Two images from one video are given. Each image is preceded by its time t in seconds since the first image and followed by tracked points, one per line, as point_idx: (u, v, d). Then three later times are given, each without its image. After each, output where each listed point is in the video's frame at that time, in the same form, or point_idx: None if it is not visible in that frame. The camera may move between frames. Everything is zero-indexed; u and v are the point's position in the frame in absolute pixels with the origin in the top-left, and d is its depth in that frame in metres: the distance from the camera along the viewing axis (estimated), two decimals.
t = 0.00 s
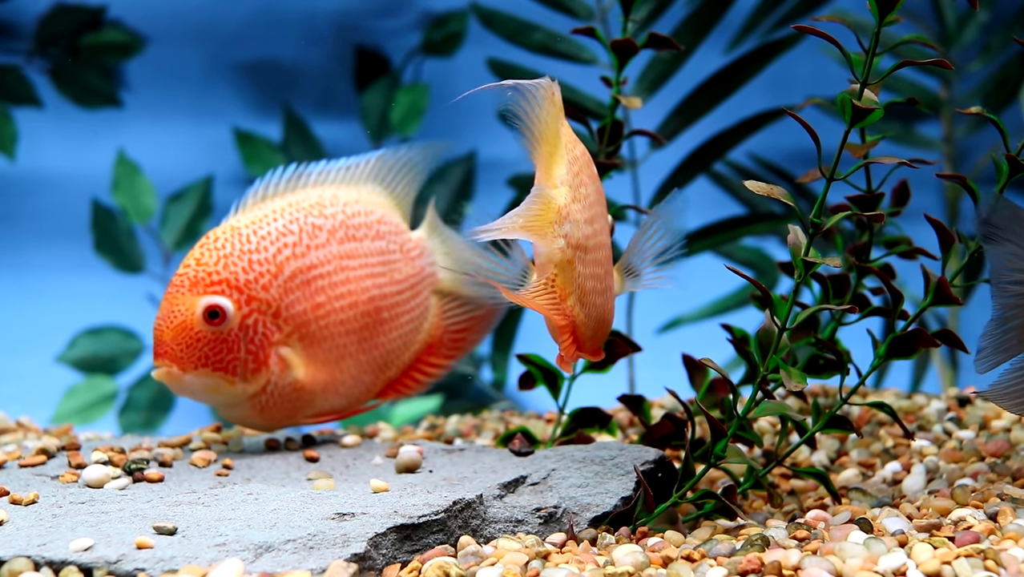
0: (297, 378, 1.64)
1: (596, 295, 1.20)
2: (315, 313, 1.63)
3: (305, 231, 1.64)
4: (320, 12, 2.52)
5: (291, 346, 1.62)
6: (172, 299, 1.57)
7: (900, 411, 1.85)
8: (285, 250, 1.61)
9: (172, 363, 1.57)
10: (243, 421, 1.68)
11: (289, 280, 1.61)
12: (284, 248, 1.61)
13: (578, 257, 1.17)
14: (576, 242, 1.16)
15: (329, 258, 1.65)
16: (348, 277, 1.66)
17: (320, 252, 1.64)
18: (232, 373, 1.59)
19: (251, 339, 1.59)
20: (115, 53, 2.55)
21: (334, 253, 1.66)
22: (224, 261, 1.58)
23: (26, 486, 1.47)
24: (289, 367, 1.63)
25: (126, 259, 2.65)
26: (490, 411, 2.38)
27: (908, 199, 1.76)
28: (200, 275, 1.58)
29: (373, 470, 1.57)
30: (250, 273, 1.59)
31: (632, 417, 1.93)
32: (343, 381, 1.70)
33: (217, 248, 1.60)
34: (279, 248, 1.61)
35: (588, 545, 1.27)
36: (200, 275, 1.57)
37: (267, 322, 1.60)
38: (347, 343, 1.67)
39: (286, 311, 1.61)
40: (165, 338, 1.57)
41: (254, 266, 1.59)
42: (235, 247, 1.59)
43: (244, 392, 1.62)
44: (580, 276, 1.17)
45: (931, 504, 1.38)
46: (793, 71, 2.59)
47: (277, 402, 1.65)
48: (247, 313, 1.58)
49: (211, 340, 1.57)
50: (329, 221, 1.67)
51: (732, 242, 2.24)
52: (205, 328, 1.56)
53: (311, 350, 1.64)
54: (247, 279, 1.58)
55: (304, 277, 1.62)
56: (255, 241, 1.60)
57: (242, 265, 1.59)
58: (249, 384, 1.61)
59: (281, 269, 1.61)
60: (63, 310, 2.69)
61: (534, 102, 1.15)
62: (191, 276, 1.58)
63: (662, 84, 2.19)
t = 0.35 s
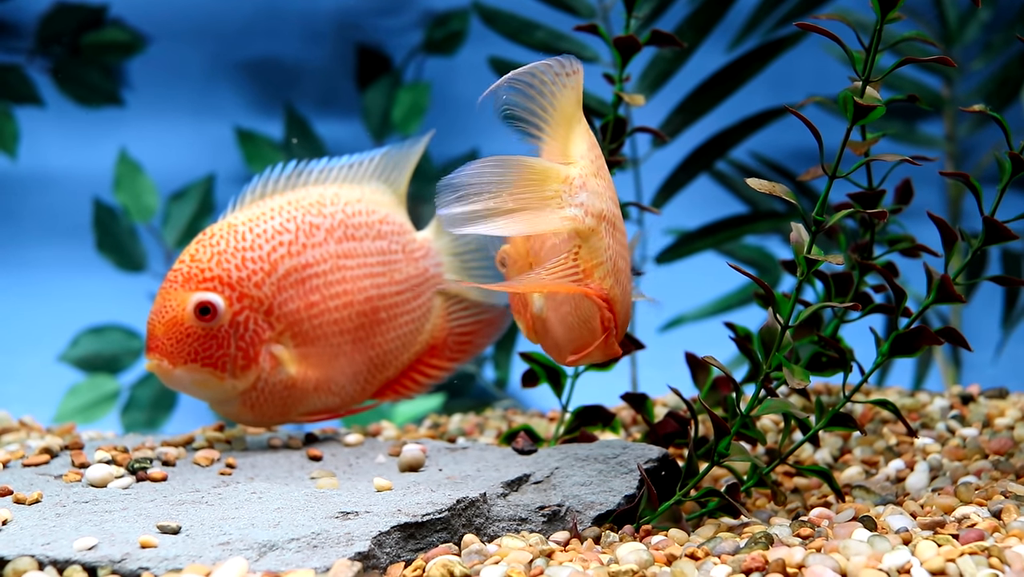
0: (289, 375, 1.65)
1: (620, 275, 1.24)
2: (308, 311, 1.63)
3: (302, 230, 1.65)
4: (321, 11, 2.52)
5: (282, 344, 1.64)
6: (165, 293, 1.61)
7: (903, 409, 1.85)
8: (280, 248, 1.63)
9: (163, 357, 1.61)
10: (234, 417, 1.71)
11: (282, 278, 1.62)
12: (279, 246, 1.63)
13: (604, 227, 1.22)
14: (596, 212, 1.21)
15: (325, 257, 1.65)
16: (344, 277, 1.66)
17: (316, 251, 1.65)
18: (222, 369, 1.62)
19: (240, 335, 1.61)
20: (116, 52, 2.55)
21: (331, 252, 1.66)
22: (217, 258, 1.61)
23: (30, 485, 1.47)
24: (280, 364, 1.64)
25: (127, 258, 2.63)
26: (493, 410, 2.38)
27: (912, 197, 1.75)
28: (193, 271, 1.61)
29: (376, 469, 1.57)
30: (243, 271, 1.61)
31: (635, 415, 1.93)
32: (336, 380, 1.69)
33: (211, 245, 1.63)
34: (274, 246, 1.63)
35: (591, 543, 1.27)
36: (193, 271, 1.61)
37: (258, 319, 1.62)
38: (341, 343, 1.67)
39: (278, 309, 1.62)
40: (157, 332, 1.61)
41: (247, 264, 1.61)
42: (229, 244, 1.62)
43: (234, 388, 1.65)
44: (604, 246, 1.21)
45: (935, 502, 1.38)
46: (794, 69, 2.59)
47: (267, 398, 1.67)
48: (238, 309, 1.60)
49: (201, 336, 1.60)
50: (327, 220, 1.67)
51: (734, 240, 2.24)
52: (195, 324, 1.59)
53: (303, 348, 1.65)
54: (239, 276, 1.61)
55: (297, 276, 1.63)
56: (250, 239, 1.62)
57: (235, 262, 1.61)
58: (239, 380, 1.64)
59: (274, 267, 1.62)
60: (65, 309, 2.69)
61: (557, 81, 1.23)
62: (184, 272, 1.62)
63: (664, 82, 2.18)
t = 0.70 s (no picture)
0: (282, 373, 1.65)
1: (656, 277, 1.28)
2: (302, 310, 1.63)
3: (298, 229, 1.65)
4: (323, 11, 2.52)
5: (275, 342, 1.64)
6: (160, 289, 1.62)
7: (906, 410, 1.85)
8: (275, 247, 1.63)
9: (156, 353, 1.61)
10: (227, 415, 1.71)
11: (276, 277, 1.62)
12: (274, 244, 1.63)
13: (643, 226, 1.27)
14: (637, 209, 1.26)
15: (321, 256, 1.65)
16: (339, 276, 1.66)
17: (311, 251, 1.65)
18: (215, 366, 1.62)
19: (234, 333, 1.61)
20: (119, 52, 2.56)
21: (327, 252, 1.66)
22: (211, 255, 1.61)
23: (32, 484, 1.47)
24: (273, 362, 1.64)
25: (130, 259, 2.66)
26: (495, 410, 2.38)
27: (915, 198, 1.75)
28: (187, 268, 1.61)
29: (379, 469, 1.57)
30: (237, 268, 1.61)
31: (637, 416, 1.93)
32: (330, 379, 1.68)
33: (206, 243, 1.63)
34: (269, 244, 1.63)
35: (594, 544, 1.28)
36: (187, 268, 1.61)
37: (252, 318, 1.62)
38: (334, 342, 1.66)
39: (272, 307, 1.62)
40: (151, 328, 1.61)
41: (241, 262, 1.61)
42: (223, 241, 1.62)
43: (226, 385, 1.64)
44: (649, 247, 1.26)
45: (938, 503, 1.38)
46: (796, 70, 2.59)
47: (260, 395, 1.66)
48: (231, 307, 1.61)
49: (194, 333, 1.60)
50: (324, 220, 1.67)
51: (736, 241, 2.23)
52: (188, 321, 1.59)
53: (296, 346, 1.65)
54: (233, 273, 1.61)
55: (292, 274, 1.63)
56: (245, 237, 1.63)
57: (230, 260, 1.61)
58: (231, 377, 1.63)
59: (268, 266, 1.62)
60: (68, 309, 2.70)
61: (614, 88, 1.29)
62: (179, 269, 1.62)
63: (667, 83, 2.18)
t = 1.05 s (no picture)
0: (273, 370, 1.66)
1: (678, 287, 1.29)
2: (294, 308, 1.64)
3: (290, 227, 1.65)
4: (326, 11, 2.53)
5: (267, 339, 1.64)
6: (154, 286, 1.62)
7: (908, 411, 1.85)
8: (267, 245, 1.63)
9: (150, 349, 1.63)
10: (220, 409, 1.73)
11: (268, 275, 1.63)
12: (266, 242, 1.63)
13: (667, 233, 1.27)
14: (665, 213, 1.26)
15: (314, 254, 1.65)
16: (332, 274, 1.65)
17: (304, 249, 1.65)
18: (207, 363, 1.63)
19: (226, 330, 1.62)
20: (121, 52, 2.56)
21: (320, 250, 1.65)
22: (204, 253, 1.62)
23: (36, 484, 1.47)
24: (265, 359, 1.65)
25: (133, 258, 2.63)
26: (497, 410, 2.38)
27: (917, 199, 1.76)
28: (181, 265, 1.62)
29: (382, 469, 1.57)
30: (229, 266, 1.61)
31: (640, 416, 1.93)
32: (321, 376, 1.69)
33: (199, 241, 1.63)
34: (262, 242, 1.63)
35: (597, 544, 1.28)
36: (181, 266, 1.61)
37: (244, 315, 1.62)
38: (327, 339, 1.66)
39: (264, 304, 1.63)
40: (145, 324, 1.62)
41: (233, 260, 1.61)
42: (216, 239, 1.62)
43: (219, 380, 1.65)
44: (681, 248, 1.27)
45: (940, 504, 1.38)
46: (799, 72, 2.60)
47: (252, 391, 1.68)
48: (223, 304, 1.61)
49: (187, 329, 1.61)
50: (317, 218, 1.67)
51: (738, 242, 2.23)
52: (180, 318, 1.60)
53: (288, 343, 1.65)
54: (225, 271, 1.61)
55: (285, 272, 1.63)
56: (238, 235, 1.63)
57: (222, 257, 1.61)
58: (223, 373, 1.64)
59: (261, 263, 1.62)
60: (70, 308, 2.70)
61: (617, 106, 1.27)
62: (172, 266, 1.62)
63: (669, 83, 2.18)
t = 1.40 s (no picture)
0: (267, 367, 1.67)
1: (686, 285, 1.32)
2: (287, 306, 1.64)
3: (285, 226, 1.65)
4: (328, 12, 2.53)
5: (261, 336, 1.65)
6: (151, 282, 1.64)
7: (910, 410, 1.85)
8: (261, 243, 1.64)
9: (146, 345, 1.65)
10: (216, 405, 1.74)
11: (261, 273, 1.63)
12: (261, 241, 1.64)
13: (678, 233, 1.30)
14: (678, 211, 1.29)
15: (308, 253, 1.65)
16: (326, 273, 1.66)
17: (298, 247, 1.65)
18: (202, 359, 1.64)
19: (220, 327, 1.63)
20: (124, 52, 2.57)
21: (314, 248, 1.65)
22: (199, 251, 1.63)
23: (40, 482, 1.48)
24: (259, 356, 1.66)
25: (136, 258, 2.64)
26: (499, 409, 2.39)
27: (920, 199, 1.76)
28: (176, 263, 1.63)
29: (386, 468, 1.57)
30: (223, 264, 1.62)
31: (642, 415, 1.93)
32: (315, 373, 1.69)
33: (195, 239, 1.65)
34: (256, 240, 1.64)
35: (601, 542, 1.28)
36: (176, 263, 1.63)
37: (237, 312, 1.63)
38: (320, 337, 1.67)
39: (257, 302, 1.63)
40: (142, 320, 1.65)
41: (227, 258, 1.62)
42: (211, 237, 1.64)
43: (213, 377, 1.67)
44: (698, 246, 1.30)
45: (943, 503, 1.38)
46: (801, 72, 2.61)
47: (246, 387, 1.69)
48: (217, 302, 1.62)
49: (182, 326, 1.63)
50: (312, 216, 1.67)
51: (741, 242, 2.24)
52: (175, 314, 1.62)
53: (282, 340, 1.66)
54: (219, 269, 1.62)
55: (279, 270, 1.64)
56: (233, 233, 1.64)
57: (216, 256, 1.62)
58: (218, 369, 1.66)
59: (254, 262, 1.63)
60: (73, 308, 2.70)
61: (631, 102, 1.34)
62: (168, 263, 1.64)
63: (672, 83, 2.18)
